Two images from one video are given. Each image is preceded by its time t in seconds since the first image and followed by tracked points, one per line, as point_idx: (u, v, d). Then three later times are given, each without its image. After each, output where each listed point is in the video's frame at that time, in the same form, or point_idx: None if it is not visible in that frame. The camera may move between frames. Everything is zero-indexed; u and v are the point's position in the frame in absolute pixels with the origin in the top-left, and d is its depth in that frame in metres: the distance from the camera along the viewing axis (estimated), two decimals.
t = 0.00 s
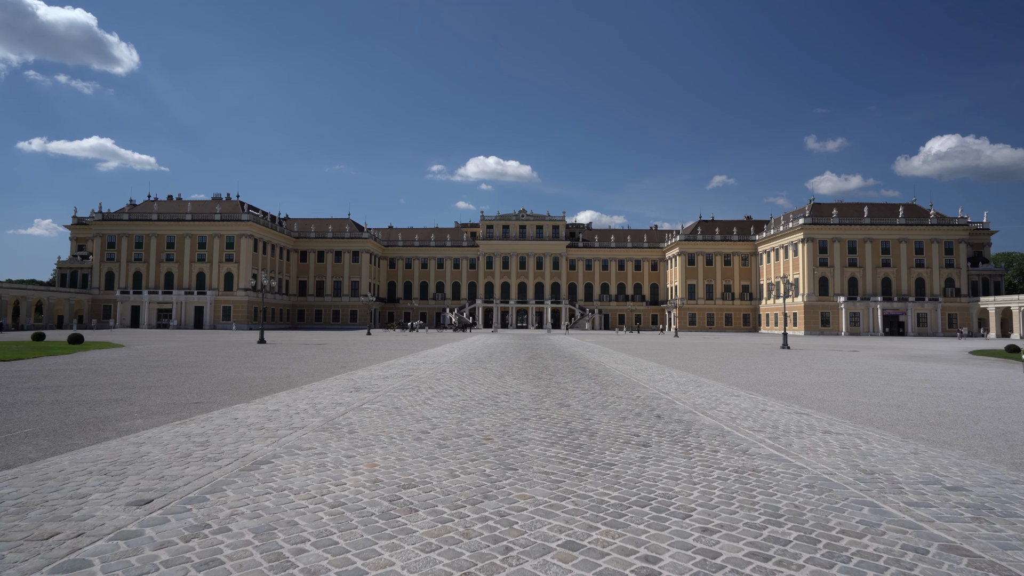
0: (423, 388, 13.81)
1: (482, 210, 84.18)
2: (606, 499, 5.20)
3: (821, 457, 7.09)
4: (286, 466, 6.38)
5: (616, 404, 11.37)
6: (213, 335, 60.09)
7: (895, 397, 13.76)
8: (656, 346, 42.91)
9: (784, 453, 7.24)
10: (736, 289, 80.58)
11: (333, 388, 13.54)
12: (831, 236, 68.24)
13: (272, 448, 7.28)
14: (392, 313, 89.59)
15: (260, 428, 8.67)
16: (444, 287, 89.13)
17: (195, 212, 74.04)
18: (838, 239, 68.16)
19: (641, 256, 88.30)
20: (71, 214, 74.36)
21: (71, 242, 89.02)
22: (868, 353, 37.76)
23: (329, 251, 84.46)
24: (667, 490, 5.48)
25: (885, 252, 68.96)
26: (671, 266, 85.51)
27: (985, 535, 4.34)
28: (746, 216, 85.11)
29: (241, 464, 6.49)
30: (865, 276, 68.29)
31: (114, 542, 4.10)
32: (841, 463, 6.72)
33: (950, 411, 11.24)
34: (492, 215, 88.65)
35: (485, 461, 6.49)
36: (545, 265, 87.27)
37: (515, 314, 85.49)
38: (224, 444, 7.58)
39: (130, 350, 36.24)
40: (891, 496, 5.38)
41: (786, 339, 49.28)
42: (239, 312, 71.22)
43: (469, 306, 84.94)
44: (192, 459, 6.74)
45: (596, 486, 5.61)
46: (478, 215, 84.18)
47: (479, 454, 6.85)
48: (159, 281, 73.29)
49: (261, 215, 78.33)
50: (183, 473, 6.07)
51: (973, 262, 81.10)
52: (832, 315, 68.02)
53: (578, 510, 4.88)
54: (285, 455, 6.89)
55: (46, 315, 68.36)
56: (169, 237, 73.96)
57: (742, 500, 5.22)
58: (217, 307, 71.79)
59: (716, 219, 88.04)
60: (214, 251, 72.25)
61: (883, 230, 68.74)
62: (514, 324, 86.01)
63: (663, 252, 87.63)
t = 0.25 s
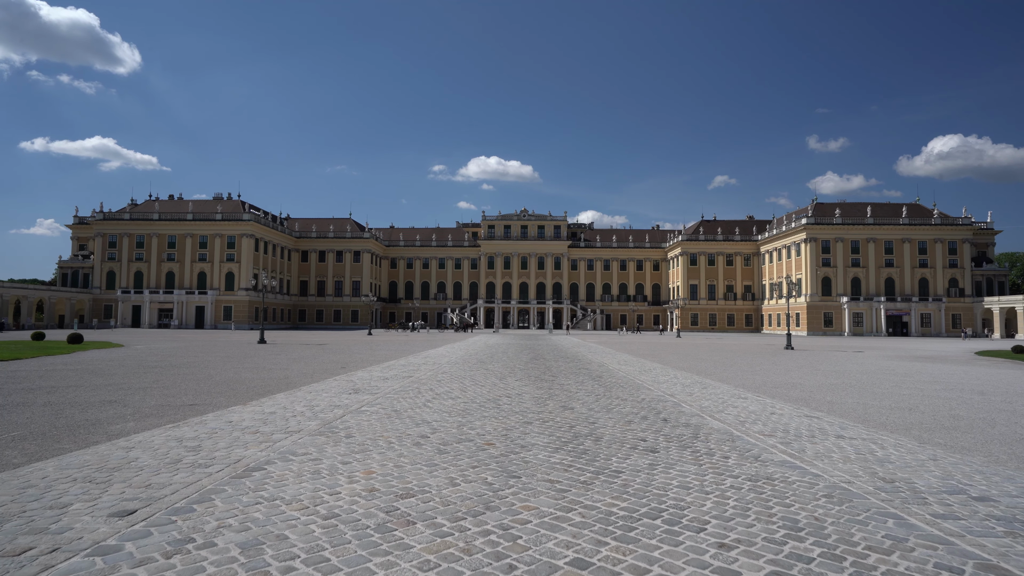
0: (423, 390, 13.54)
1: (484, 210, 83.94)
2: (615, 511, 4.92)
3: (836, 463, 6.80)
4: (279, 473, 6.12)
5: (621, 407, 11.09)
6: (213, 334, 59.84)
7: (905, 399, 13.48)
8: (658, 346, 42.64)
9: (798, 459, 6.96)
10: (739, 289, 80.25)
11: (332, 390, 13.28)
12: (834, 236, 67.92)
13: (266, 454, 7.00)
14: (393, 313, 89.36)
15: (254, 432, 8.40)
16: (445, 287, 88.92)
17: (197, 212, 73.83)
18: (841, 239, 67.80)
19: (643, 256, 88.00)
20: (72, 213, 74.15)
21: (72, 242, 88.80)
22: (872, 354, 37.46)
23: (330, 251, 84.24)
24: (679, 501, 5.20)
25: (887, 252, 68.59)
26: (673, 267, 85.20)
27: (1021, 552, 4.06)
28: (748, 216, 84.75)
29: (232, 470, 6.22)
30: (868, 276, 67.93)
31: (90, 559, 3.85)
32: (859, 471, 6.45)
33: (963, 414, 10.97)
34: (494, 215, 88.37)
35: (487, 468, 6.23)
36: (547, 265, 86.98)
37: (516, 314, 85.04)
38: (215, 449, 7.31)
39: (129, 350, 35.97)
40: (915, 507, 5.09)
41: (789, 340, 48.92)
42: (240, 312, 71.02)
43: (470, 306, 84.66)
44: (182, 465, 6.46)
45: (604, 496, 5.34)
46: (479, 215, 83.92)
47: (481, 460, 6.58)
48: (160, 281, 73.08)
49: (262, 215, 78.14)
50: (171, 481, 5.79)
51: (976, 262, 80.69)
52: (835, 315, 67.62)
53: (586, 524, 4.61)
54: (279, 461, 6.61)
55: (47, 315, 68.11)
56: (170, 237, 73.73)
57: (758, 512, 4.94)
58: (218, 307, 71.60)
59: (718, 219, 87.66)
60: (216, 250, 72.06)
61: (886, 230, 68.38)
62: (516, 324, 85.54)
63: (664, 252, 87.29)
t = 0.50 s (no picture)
0: (423, 391, 13.30)
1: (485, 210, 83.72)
2: (623, 523, 4.67)
3: (853, 470, 6.53)
4: (271, 481, 5.86)
5: (626, 410, 10.83)
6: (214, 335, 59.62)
7: (915, 402, 13.19)
8: (660, 347, 42.38)
9: (812, 466, 6.68)
10: (741, 289, 79.92)
11: (331, 392, 13.03)
12: (837, 236, 67.58)
13: (259, 460, 6.74)
14: (395, 314, 89.22)
15: (249, 437, 8.16)
16: (446, 287, 88.70)
17: (198, 212, 73.68)
18: (843, 239, 67.46)
19: (644, 256, 87.74)
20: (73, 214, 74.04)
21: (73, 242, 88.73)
22: (876, 355, 37.18)
23: (331, 252, 84.06)
24: (690, 512, 4.95)
25: (891, 252, 68.20)
26: (675, 267, 84.90)
27: None
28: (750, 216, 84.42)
29: (223, 479, 5.97)
30: (871, 277, 67.57)
31: None
32: (877, 478, 6.18)
33: (977, 417, 10.71)
34: (495, 215, 88.16)
35: (490, 476, 5.96)
36: (549, 265, 86.73)
37: (518, 315, 84.80)
38: (207, 455, 7.06)
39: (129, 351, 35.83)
40: (940, 519, 4.83)
41: (793, 340, 48.61)
42: (241, 313, 70.83)
43: (471, 307, 84.44)
44: (172, 472, 6.21)
45: (613, 506, 5.08)
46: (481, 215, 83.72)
47: (483, 467, 6.33)
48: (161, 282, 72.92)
49: (264, 215, 77.97)
50: (158, 490, 5.53)
51: (980, 262, 80.29)
52: (837, 315, 67.31)
53: (594, 537, 4.36)
54: (272, 469, 6.36)
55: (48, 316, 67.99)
56: (171, 237, 73.57)
57: (775, 524, 4.69)
58: (219, 308, 71.44)
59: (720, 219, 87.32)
60: (217, 251, 71.90)
61: (889, 230, 68.01)
62: (517, 325, 85.34)
63: (666, 252, 87.02)
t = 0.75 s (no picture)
0: (422, 392, 13.05)
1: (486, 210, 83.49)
2: (632, 533, 4.42)
3: (868, 475, 6.27)
4: (262, 486, 5.60)
5: (630, 411, 10.56)
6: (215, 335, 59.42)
7: (925, 403, 12.90)
8: (662, 347, 42.13)
9: (826, 470, 6.41)
10: (743, 289, 79.58)
11: (328, 393, 12.78)
12: (839, 236, 67.26)
13: (250, 463, 6.49)
14: (396, 314, 89.03)
15: (242, 439, 7.89)
16: (448, 287, 88.46)
17: (199, 212, 73.49)
18: (846, 239, 67.15)
19: (646, 256, 87.46)
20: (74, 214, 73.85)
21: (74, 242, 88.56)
22: (880, 355, 36.89)
23: (332, 252, 83.86)
24: (702, 520, 4.70)
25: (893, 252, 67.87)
26: (676, 267, 84.60)
27: None
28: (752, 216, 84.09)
29: (212, 483, 5.71)
30: (873, 277, 67.26)
31: None
32: (894, 483, 5.91)
33: (989, 419, 10.45)
34: (496, 215, 87.92)
35: (491, 480, 5.70)
36: (550, 265, 86.42)
37: (519, 315, 84.51)
38: (197, 458, 6.80)
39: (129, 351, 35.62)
40: (967, 528, 4.56)
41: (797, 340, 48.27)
42: (242, 313, 70.64)
43: (472, 307, 84.20)
44: (158, 477, 5.96)
45: (621, 513, 4.83)
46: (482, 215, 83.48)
47: (484, 471, 6.07)
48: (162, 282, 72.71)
49: (265, 215, 77.77)
50: (141, 496, 5.27)
51: (983, 262, 79.93)
52: (840, 316, 67.04)
53: (601, 548, 4.10)
54: (264, 472, 6.09)
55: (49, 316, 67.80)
56: (172, 237, 73.37)
57: (793, 533, 4.42)
58: (220, 308, 71.26)
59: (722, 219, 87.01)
60: (218, 251, 71.69)
61: (892, 230, 67.69)
62: (518, 325, 85.10)
63: (668, 252, 86.72)
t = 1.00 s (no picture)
0: (421, 394, 12.77)
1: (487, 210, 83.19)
2: (640, 550, 4.15)
3: (885, 483, 5.99)
4: (251, 496, 5.33)
5: (634, 414, 10.28)
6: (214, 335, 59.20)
7: (934, 405, 12.63)
8: (663, 346, 41.85)
9: (840, 478, 6.14)
10: (744, 289, 79.26)
11: (325, 395, 12.51)
12: (841, 235, 66.95)
13: (240, 471, 6.22)
14: (396, 313, 88.79)
15: (234, 444, 7.63)
16: (448, 287, 88.17)
17: (199, 212, 73.26)
18: (848, 238, 66.85)
19: (647, 255, 87.15)
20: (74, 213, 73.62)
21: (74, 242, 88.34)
22: (883, 354, 36.62)
23: (333, 251, 83.60)
24: (713, 535, 4.44)
25: (896, 251, 67.52)
26: (677, 266, 84.32)
27: None
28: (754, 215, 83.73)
29: (198, 492, 5.44)
30: (875, 276, 66.96)
31: None
32: (914, 493, 5.62)
33: (1001, 422, 10.19)
34: (497, 215, 87.64)
35: (491, 490, 5.42)
36: (551, 265, 86.09)
37: (519, 315, 84.21)
38: (185, 465, 6.53)
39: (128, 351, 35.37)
40: (996, 543, 4.29)
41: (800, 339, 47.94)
42: (241, 313, 70.43)
43: (473, 306, 83.92)
44: (143, 485, 5.69)
45: (627, 527, 4.57)
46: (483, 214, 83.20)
47: (483, 480, 5.79)
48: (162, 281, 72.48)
49: (265, 215, 77.51)
50: (122, 507, 5.00)
51: (985, 262, 79.59)
52: (841, 315, 66.75)
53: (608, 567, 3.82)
54: (253, 481, 5.83)
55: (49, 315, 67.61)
56: (172, 237, 73.13)
57: (813, 549, 4.15)
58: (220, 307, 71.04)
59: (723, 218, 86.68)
60: (218, 250, 71.45)
61: (894, 229, 67.36)
62: (519, 325, 84.86)
63: (669, 252, 86.40)
